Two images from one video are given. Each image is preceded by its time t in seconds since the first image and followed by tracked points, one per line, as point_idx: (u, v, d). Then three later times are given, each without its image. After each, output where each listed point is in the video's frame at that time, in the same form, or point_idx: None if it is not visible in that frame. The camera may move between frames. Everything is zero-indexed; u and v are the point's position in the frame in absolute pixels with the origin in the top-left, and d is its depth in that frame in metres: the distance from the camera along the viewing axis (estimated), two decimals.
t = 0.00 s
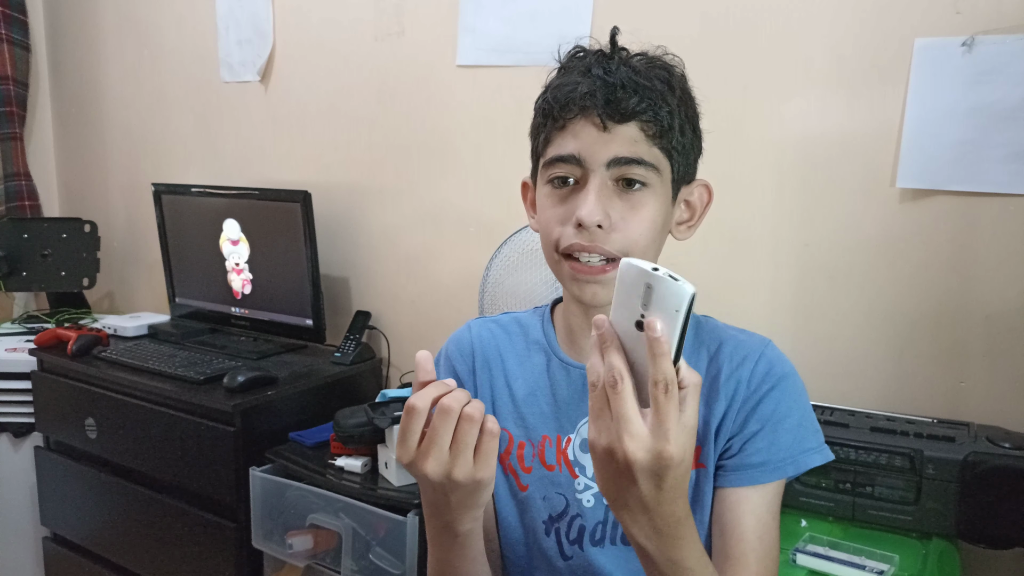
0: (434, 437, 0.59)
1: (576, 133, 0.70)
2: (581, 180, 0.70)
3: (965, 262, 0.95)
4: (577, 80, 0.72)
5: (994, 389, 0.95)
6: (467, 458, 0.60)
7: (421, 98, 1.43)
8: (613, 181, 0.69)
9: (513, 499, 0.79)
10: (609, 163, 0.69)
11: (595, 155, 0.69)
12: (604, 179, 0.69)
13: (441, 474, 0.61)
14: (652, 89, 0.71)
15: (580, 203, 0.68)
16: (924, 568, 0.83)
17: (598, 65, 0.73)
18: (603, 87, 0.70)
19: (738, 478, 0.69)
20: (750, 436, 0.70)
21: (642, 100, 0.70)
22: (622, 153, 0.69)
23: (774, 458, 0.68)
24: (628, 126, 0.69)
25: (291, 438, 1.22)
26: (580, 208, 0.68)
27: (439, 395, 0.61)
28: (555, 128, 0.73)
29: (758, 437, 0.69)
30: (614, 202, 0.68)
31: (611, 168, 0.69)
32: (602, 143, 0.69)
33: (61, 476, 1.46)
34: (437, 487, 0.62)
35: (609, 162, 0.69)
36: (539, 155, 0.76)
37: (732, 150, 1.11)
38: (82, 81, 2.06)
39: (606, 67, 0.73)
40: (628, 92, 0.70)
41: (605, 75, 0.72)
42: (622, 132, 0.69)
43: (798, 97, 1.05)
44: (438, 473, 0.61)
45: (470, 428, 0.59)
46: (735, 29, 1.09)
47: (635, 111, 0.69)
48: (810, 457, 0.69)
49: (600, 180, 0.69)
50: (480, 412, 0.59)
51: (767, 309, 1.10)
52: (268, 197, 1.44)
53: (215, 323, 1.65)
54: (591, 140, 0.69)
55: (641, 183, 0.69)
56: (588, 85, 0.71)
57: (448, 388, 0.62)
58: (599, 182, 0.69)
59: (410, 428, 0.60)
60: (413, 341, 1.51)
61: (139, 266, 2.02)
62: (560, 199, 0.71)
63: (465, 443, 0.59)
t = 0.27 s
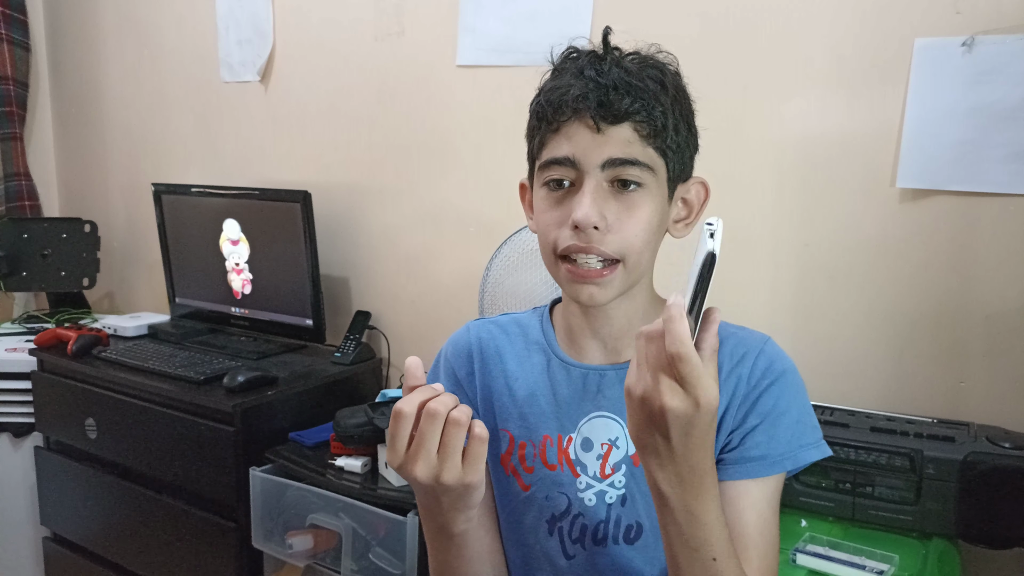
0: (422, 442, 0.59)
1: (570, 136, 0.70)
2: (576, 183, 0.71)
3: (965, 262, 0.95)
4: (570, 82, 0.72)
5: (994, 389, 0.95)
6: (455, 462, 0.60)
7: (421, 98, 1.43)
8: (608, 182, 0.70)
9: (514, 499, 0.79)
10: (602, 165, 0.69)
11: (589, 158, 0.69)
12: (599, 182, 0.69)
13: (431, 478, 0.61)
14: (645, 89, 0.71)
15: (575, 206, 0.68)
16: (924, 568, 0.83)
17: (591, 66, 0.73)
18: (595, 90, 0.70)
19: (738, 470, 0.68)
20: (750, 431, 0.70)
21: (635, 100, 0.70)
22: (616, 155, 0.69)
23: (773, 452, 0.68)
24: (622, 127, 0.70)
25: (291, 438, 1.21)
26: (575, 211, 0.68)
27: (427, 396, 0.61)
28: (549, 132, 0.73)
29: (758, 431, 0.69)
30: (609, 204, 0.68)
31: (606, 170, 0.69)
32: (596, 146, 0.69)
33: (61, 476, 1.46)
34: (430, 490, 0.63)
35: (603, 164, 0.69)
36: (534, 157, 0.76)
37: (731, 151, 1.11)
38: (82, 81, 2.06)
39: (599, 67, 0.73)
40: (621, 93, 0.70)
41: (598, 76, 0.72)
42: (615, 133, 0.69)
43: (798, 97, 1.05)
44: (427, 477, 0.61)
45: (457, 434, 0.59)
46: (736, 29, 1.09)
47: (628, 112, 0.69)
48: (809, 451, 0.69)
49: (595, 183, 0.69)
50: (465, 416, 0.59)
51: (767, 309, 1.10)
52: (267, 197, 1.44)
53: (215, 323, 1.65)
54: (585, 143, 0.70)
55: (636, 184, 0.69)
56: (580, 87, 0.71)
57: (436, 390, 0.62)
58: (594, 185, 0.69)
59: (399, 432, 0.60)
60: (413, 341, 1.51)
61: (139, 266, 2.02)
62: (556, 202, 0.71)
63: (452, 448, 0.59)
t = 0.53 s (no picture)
0: (439, 438, 0.59)
1: (582, 134, 0.70)
2: (587, 182, 0.70)
3: (965, 263, 0.95)
4: (580, 80, 0.72)
5: (994, 390, 0.95)
6: (465, 470, 0.60)
7: (421, 98, 1.43)
8: (618, 183, 0.69)
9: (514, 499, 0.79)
10: (615, 165, 0.69)
11: (601, 157, 0.69)
12: (610, 181, 0.69)
13: (436, 476, 0.61)
14: (654, 89, 0.72)
15: (587, 205, 0.68)
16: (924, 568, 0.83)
17: (600, 65, 0.73)
18: (606, 88, 0.70)
19: (738, 469, 0.69)
20: (749, 429, 0.70)
21: (646, 100, 0.70)
22: (628, 155, 0.69)
23: (772, 449, 0.68)
24: (632, 127, 0.69)
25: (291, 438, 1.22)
26: (588, 210, 0.68)
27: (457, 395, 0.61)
28: (557, 130, 0.72)
29: (757, 429, 0.69)
30: (621, 204, 0.68)
31: (617, 170, 0.69)
32: (608, 145, 0.69)
33: (61, 476, 1.46)
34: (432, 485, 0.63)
35: (616, 164, 0.69)
36: (540, 155, 0.76)
37: (731, 150, 1.11)
38: (82, 81, 2.06)
39: (608, 66, 0.73)
40: (632, 92, 0.70)
41: (608, 75, 0.72)
42: (626, 133, 0.69)
43: (798, 98, 1.05)
44: (435, 475, 0.61)
45: (473, 441, 0.59)
46: (736, 29, 1.09)
47: (639, 112, 0.69)
48: (806, 448, 0.68)
49: (606, 182, 0.69)
50: (488, 430, 0.59)
51: (767, 309, 1.10)
52: (267, 197, 1.44)
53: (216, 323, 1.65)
54: (597, 142, 0.69)
55: (646, 185, 0.69)
56: (592, 86, 0.71)
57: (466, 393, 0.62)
58: (605, 184, 0.69)
59: (420, 419, 0.60)
60: (413, 341, 1.51)
61: (139, 266, 2.02)
62: (566, 202, 0.71)
63: (466, 454, 0.60)
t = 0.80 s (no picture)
0: (427, 461, 0.59)
1: (584, 125, 0.70)
2: (586, 173, 0.70)
3: (965, 263, 0.95)
4: (583, 73, 0.72)
5: (994, 389, 0.95)
6: (452, 494, 0.61)
7: (421, 97, 1.43)
8: (619, 174, 0.69)
9: (512, 496, 0.79)
10: (615, 155, 0.69)
11: (602, 147, 0.69)
12: (610, 172, 0.69)
13: (424, 496, 0.61)
14: (656, 86, 0.72)
15: (586, 194, 0.68)
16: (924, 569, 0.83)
17: (603, 62, 0.74)
18: (609, 80, 0.71)
19: (738, 465, 0.69)
20: (748, 424, 0.70)
21: (647, 94, 0.71)
22: (629, 146, 0.69)
23: (772, 444, 0.68)
24: (633, 120, 0.70)
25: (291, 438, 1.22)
26: (588, 199, 0.67)
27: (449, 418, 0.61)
28: (559, 121, 0.72)
29: (756, 424, 0.69)
30: (620, 194, 0.68)
31: (617, 161, 0.69)
32: (609, 136, 0.69)
33: (61, 475, 1.46)
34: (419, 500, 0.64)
35: (616, 154, 0.69)
36: (541, 149, 0.75)
37: (731, 150, 1.11)
38: (83, 81, 2.06)
39: (611, 62, 0.74)
40: (634, 86, 0.71)
41: (612, 70, 0.72)
42: (627, 125, 0.69)
43: (798, 97, 1.05)
44: (422, 495, 0.61)
45: (460, 469, 0.59)
46: (736, 29, 1.09)
47: (640, 104, 0.70)
48: (808, 443, 0.68)
49: (606, 173, 0.69)
50: (476, 459, 0.59)
51: (767, 309, 1.10)
52: (268, 197, 1.44)
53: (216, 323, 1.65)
54: (599, 133, 0.69)
55: (645, 178, 0.69)
56: (595, 78, 0.71)
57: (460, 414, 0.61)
58: (605, 174, 0.69)
59: (409, 440, 0.60)
60: (413, 341, 1.51)
61: (139, 266, 2.02)
62: (565, 193, 0.70)
63: (452, 482, 0.60)
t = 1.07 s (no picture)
0: (397, 466, 0.64)
1: (561, 126, 0.73)
2: (563, 173, 0.72)
3: (965, 263, 0.95)
4: (562, 75, 0.75)
5: (994, 390, 0.95)
6: (419, 499, 0.65)
7: (421, 97, 1.43)
8: (597, 174, 0.71)
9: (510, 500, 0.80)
10: (591, 156, 0.71)
11: (578, 148, 0.71)
12: (587, 172, 0.71)
13: (396, 494, 0.66)
14: (638, 84, 0.73)
15: (563, 196, 0.70)
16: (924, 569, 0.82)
17: (584, 61, 0.76)
18: (584, 81, 0.72)
19: (731, 471, 0.69)
20: (744, 430, 0.70)
21: (626, 93, 0.71)
22: (606, 145, 0.70)
23: (768, 452, 0.68)
24: (611, 119, 0.71)
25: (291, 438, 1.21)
26: (563, 200, 0.70)
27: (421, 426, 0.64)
28: (540, 123, 0.75)
29: (752, 430, 0.69)
30: (597, 194, 0.70)
31: (595, 161, 0.71)
32: (585, 136, 0.71)
33: (61, 475, 1.46)
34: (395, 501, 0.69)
35: (592, 154, 0.70)
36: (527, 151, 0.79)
37: (731, 150, 1.11)
38: (83, 81, 2.06)
39: (591, 62, 0.75)
40: (612, 85, 0.72)
41: (591, 70, 0.74)
42: (604, 124, 0.71)
43: (797, 98, 1.05)
44: (393, 497, 0.66)
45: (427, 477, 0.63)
46: (735, 29, 1.09)
47: (618, 103, 0.71)
48: (804, 453, 0.68)
49: (583, 173, 0.71)
50: (442, 468, 0.63)
51: (767, 309, 1.10)
52: (267, 197, 1.44)
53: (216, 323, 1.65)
54: (575, 134, 0.71)
55: (625, 176, 0.70)
56: (571, 79, 0.73)
57: (433, 421, 0.65)
58: (581, 175, 0.71)
59: (384, 442, 0.65)
60: (413, 341, 1.51)
61: (140, 266, 2.02)
62: (544, 194, 0.74)
63: (420, 489, 0.64)
